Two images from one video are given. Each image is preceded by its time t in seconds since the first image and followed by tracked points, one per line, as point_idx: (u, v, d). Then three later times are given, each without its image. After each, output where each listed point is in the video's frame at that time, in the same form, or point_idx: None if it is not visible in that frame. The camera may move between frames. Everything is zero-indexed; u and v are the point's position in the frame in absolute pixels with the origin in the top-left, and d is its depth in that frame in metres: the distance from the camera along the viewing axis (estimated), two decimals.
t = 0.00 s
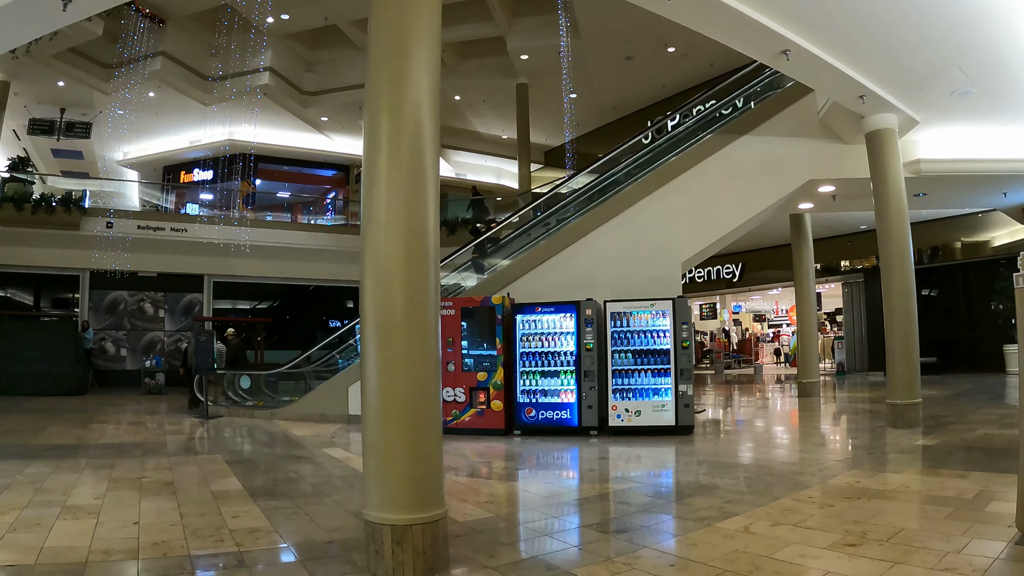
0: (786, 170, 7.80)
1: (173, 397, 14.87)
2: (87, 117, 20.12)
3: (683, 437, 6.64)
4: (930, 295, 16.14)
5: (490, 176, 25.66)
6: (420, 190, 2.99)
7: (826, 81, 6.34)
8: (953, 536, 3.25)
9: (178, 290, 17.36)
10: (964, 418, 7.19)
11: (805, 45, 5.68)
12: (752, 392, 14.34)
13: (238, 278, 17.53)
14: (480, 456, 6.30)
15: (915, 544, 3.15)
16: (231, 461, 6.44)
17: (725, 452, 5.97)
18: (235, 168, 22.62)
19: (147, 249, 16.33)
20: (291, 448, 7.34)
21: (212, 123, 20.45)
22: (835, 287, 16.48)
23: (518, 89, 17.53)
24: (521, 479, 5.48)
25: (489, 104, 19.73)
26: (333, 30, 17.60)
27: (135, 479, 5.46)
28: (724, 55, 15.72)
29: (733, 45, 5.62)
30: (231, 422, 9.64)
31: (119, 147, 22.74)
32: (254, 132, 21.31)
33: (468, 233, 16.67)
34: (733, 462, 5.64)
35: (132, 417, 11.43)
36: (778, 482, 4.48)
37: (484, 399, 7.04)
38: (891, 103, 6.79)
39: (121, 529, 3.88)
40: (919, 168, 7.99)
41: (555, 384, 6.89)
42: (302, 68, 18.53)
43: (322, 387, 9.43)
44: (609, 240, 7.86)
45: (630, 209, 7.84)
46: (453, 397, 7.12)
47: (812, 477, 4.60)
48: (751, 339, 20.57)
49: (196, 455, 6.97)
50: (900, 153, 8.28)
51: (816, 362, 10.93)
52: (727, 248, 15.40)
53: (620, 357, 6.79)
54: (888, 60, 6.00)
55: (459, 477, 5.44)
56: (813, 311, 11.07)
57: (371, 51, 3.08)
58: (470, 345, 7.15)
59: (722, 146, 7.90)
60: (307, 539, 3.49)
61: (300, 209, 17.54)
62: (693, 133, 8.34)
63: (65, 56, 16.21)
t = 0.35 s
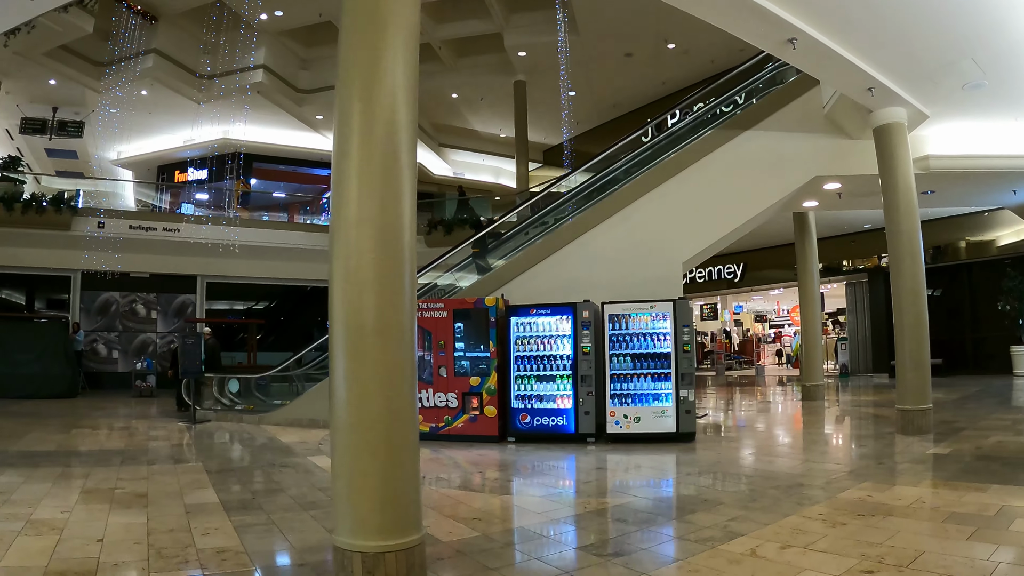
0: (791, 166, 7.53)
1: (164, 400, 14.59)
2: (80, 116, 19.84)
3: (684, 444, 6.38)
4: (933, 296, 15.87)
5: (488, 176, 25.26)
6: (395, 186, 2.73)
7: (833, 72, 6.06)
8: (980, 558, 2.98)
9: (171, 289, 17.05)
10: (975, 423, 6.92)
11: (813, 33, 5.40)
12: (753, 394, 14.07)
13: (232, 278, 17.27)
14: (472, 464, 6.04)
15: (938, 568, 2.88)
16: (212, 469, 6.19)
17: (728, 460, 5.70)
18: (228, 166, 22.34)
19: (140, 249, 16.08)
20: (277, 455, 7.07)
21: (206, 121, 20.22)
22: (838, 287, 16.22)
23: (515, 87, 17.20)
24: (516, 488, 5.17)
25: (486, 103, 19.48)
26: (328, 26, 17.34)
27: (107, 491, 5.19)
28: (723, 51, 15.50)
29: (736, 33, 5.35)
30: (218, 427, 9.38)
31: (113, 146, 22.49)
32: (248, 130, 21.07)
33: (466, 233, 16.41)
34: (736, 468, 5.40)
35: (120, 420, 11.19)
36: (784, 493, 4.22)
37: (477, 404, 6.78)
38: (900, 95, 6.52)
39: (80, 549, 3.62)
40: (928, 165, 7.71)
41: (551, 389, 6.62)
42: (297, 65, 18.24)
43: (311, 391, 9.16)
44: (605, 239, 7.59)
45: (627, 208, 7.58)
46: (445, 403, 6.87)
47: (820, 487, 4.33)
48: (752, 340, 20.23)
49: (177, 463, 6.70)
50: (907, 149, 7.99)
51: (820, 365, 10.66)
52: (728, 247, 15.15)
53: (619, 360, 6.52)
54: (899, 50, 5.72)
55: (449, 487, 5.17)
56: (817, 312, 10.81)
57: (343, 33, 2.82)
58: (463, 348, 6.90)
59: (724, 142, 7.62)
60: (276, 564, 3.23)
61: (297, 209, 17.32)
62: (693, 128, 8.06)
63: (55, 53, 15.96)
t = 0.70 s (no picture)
0: (794, 156, 7.28)
1: (155, 399, 14.36)
2: (73, 112, 19.60)
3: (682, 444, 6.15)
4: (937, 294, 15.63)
5: (485, 172, 24.50)
6: (364, 165, 2.52)
7: (838, 55, 5.81)
8: (1000, 566, 2.74)
9: (164, 288, 16.86)
10: (985, 422, 6.67)
11: (817, 12, 5.16)
12: (753, 393, 13.86)
13: (226, 275, 17.11)
14: (461, 465, 5.81)
15: None
16: (192, 469, 5.99)
17: (729, 460, 5.46)
18: (223, 163, 22.16)
19: (133, 246, 15.96)
20: (261, 455, 6.84)
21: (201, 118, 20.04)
22: (840, 284, 16.02)
23: (513, 82, 16.95)
24: (510, 491, 4.90)
25: (484, 98, 19.25)
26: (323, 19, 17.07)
27: (78, 492, 4.99)
28: (723, 44, 15.33)
29: (736, 12, 5.11)
30: (206, 426, 9.18)
31: (108, 143, 22.31)
32: (244, 127, 20.88)
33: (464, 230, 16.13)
34: (736, 467, 5.18)
35: (109, 419, 10.98)
36: (786, 495, 3.98)
37: (468, 403, 6.56)
38: (907, 81, 6.28)
39: (36, 555, 3.40)
40: (935, 155, 7.46)
41: (545, 386, 6.38)
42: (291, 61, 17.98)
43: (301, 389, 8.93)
44: (601, 232, 7.36)
45: (624, 199, 7.34)
46: (436, 401, 6.66)
47: (825, 489, 4.09)
48: (753, 339, 20.21)
49: (157, 463, 6.47)
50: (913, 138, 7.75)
51: (824, 363, 10.43)
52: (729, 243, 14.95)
53: (616, 357, 6.27)
54: (907, 31, 5.46)
55: (434, 488, 4.95)
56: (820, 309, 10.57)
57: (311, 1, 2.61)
58: (455, 344, 6.67)
59: (724, 132, 7.39)
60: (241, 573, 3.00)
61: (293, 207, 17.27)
62: (695, 115, 7.78)
63: (48, 48, 15.72)
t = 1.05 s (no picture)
0: (794, 150, 7.05)
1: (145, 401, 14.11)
2: (66, 111, 19.42)
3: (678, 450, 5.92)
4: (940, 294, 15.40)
5: (483, 171, 24.52)
6: (318, 158, 2.34)
7: (841, 43, 5.57)
8: None
9: (155, 288, 16.65)
10: (994, 427, 6.43)
11: None
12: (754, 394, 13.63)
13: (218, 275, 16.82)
14: (447, 472, 5.58)
15: None
16: (168, 476, 5.77)
17: (726, 466, 5.21)
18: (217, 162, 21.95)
19: (121, 246, 15.56)
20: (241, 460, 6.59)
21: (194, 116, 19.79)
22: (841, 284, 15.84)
23: (509, 80, 16.68)
24: (502, 502, 4.58)
25: (481, 96, 19.02)
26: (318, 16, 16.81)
27: (44, 500, 4.77)
28: (722, 40, 15.13)
29: None
30: (192, 429, 8.96)
31: (101, 142, 22.12)
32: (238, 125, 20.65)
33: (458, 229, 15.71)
34: (734, 473, 4.95)
35: (95, 421, 10.76)
36: (786, 508, 3.74)
37: (457, 406, 6.34)
38: (912, 71, 6.03)
39: None
40: (941, 149, 7.22)
41: (536, 390, 6.15)
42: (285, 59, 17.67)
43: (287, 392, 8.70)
44: (595, 229, 7.12)
45: (619, 196, 7.11)
46: (423, 404, 6.46)
47: (828, 501, 3.84)
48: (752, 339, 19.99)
49: (133, 468, 6.25)
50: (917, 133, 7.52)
51: (826, 365, 10.19)
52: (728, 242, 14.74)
53: (610, 360, 6.04)
54: (913, 17, 5.22)
55: (416, 497, 4.72)
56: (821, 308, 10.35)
57: None
58: (443, 346, 6.45)
59: (722, 127, 7.15)
60: None
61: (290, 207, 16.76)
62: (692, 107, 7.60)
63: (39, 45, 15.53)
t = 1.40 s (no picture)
0: (794, 145, 6.79)
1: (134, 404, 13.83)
2: (58, 110, 19.27)
3: (673, 457, 5.67)
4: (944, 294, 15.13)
5: (479, 171, 24.34)
6: (259, 148, 2.15)
7: (843, 31, 5.31)
8: None
9: (146, 289, 16.49)
10: (1004, 433, 6.16)
11: None
12: (754, 396, 13.37)
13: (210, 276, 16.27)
14: (430, 480, 5.32)
15: None
16: (140, 484, 5.52)
17: (723, 476, 4.95)
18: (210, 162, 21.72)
19: (110, 246, 15.24)
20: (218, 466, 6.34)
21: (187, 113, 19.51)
22: (842, 283, 15.62)
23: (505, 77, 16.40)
24: (489, 516, 4.21)
25: (477, 94, 18.75)
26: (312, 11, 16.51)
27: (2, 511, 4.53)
28: (722, 36, 14.87)
29: None
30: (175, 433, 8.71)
31: (95, 142, 21.90)
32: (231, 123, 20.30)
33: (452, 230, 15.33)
34: (730, 483, 4.69)
35: (79, 424, 10.50)
36: (786, 525, 3.49)
37: (443, 412, 6.09)
38: (918, 62, 5.77)
39: None
40: (948, 144, 6.97)
41: (526, 394, 5.90)
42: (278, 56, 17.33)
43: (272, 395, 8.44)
44: (589, 227, 6.87)
45: (613, 193, 6.86)
46: (409, 409, 6.21)
47: (831, 518, 3.58)
48: (753, 340, 19.70)
49: (106, 475, 6.00)
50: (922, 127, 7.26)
51: (827, 367, 9.92)
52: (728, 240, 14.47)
53: (602, 364, 5.78)
54: (919, 3, 4.96)
55: (393, 509, 4.46)
56: (823, 310, 10.10)
57: None
58: (430, 350, 6.22)
59: (719, 121, 6.89)
60: None
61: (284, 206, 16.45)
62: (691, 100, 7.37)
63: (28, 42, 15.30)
